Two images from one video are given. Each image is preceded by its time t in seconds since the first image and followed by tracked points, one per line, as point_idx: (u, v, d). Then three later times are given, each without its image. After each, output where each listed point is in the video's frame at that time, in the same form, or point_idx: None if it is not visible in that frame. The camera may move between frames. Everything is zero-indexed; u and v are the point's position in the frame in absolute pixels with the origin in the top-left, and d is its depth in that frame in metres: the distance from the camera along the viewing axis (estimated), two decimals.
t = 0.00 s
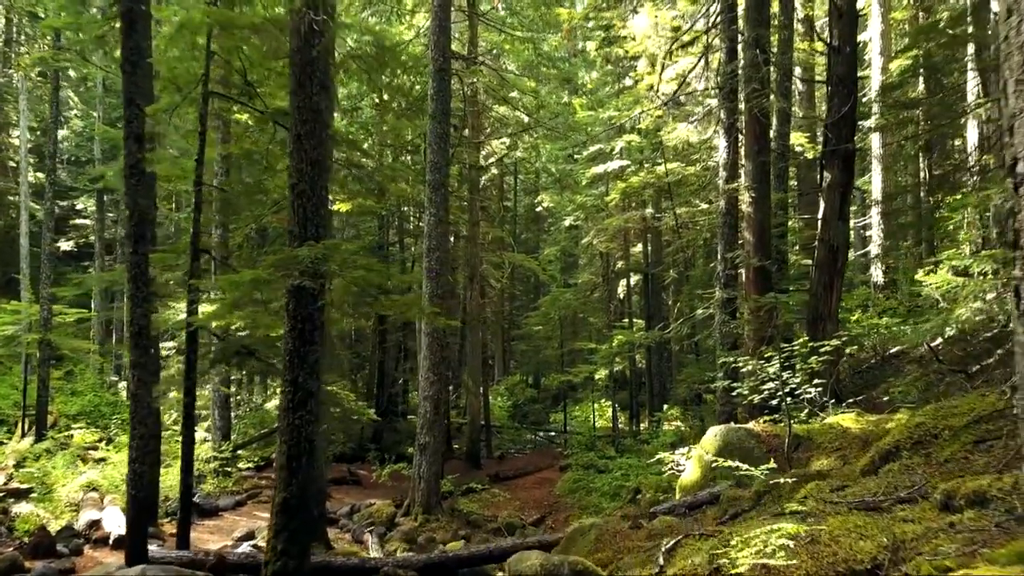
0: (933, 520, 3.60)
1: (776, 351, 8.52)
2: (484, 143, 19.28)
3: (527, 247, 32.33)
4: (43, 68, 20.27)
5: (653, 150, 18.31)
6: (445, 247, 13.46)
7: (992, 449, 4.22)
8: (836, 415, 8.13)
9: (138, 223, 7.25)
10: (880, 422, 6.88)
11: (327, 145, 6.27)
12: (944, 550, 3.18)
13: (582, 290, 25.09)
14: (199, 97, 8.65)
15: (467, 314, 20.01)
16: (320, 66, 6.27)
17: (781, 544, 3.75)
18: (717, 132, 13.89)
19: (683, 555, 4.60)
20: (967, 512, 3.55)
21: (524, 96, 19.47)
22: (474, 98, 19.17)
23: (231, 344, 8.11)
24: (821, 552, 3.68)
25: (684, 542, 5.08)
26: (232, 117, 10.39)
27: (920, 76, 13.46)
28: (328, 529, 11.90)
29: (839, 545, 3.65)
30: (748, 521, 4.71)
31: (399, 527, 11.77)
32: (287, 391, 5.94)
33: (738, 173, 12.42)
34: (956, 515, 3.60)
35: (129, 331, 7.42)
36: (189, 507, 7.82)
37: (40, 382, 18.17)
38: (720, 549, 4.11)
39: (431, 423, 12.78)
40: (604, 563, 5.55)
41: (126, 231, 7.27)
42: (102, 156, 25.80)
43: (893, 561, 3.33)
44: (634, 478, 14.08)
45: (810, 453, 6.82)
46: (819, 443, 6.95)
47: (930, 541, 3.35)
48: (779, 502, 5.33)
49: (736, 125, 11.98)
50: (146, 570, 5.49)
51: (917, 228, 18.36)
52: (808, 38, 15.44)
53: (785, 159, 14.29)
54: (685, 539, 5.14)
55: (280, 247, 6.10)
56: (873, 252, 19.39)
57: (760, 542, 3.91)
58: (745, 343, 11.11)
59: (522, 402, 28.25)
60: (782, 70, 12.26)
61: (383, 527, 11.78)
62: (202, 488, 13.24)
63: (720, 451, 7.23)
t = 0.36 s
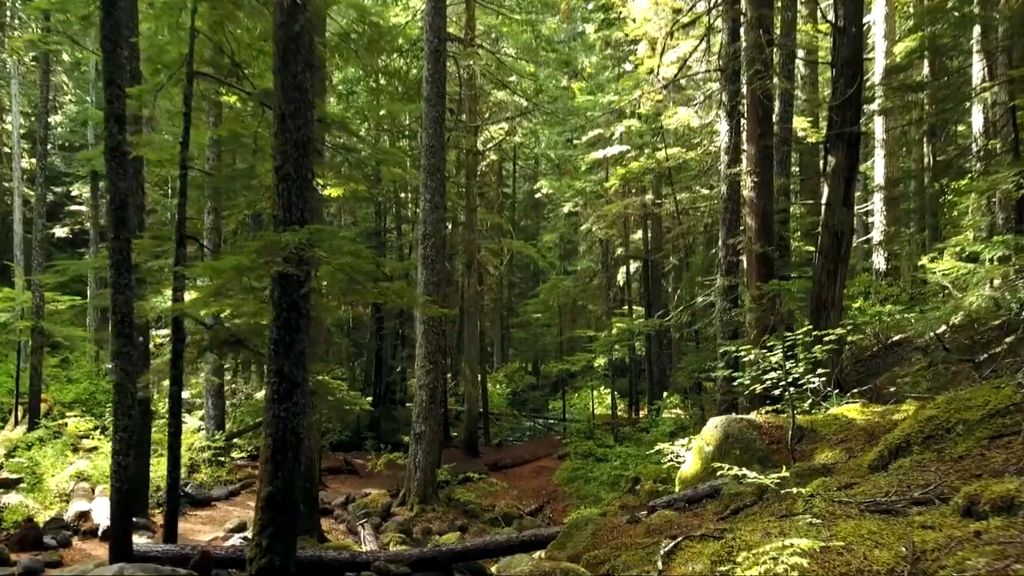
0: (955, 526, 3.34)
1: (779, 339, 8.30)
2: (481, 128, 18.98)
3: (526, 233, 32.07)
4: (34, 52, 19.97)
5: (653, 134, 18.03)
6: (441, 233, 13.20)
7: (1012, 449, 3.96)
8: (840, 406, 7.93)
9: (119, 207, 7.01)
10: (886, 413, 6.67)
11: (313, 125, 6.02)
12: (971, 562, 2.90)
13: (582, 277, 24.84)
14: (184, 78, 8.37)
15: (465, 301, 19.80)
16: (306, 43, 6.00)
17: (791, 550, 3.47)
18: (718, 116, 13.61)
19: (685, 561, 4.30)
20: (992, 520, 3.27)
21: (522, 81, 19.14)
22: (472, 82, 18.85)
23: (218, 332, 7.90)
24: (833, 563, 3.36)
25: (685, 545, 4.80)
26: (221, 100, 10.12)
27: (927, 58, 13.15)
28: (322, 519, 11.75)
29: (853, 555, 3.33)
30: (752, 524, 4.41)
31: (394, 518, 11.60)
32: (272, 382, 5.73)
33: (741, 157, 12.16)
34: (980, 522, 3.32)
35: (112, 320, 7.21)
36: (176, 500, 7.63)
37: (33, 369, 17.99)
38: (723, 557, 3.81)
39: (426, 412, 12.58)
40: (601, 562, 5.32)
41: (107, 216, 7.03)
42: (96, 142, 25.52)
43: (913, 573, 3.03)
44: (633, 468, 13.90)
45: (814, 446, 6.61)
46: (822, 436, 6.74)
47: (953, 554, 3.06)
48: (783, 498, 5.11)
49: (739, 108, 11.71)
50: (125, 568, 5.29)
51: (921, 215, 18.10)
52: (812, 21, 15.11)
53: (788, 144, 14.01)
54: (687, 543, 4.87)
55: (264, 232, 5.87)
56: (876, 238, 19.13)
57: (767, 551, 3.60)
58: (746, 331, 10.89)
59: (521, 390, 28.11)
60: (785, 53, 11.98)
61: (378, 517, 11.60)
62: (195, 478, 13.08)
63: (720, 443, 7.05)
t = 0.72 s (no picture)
0: (978, 535, 3.10)
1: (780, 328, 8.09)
2: (479, 113, 18.68)
3: (525, 220, 31.79)
4: (24, 36, 19.61)
5: (654, 120, 17.74)
6: (437, 220, 12.95)
7: None
8: (843, 396, 7.73)
9: (102, 192, 6.76)
10: (891, 406, 6.47)
11: (299, 107, 5.77)
12: None
13: (581, 265, 24.61)
14: (169, 59, 8.09)
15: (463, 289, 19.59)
16: (290, 20, 5.73)
17: (801, 557, 3.23)
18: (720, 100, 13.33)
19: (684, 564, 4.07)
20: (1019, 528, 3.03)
21: (520, 65, 18.81)
22: (469, 67, 18.53)
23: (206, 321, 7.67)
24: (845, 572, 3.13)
25: (684, 545, 4.58)
26: (209, 82, 9.84)
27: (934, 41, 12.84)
28: (317, 510, 11.59)
29: (868, 565, 3.10)
30: (756, 525, 4.19)
31: (389, 509, 11.45)
32: (257, 373, 5.53)
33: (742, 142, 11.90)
34: (1005, 532, 3.08)
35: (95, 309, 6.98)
36: (163, 493, 7.44)
37: (26, 358, 17.78)
38: (727, 561, 3.57)
39: (422, 402, 12.39)
40: (597, 560, 5.12)
41: (88, 202, 6.79)
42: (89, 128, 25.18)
43: None
44: (632, 458, 13.74)
45: (817, 439, 6.42)
46: (826, 428, 6.55)
47: (980, 568, 2.81)
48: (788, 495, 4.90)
49: (741, 91, 11.43)
50: (103, 567, 5.10)
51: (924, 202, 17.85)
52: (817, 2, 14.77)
53: (791, 129, 13.76)
54: (686, 542, 4.64)
55: (248, 218, 5.64)
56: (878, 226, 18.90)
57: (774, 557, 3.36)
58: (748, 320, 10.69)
59: (520, 378, 27.96)
60: (789, 35, 11.70)
61: (373, 508, 11.44)
62: (187, 469, 12.92)
63: (721, 435, 6.88)
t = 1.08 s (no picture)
0: (1009, 547, 2.85)
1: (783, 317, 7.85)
2: (476, 97, 18.34)
3: (524, 206, 31.49)
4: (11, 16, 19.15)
5: (654, 103, 17.42)
6: (432, 205, 12.66)
7: None
8: (848, 387, 7.50)
9: (79, 176, 6.45)
10: (898, 398, 6.25)
11: (282, 86, 5.49)
12: None
13: (580, 251, 24.34)
14: (151, 38, 7.75)
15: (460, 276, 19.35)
16: None
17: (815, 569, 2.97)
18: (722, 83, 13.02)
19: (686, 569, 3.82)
20: None
21: (518, 47, 18.44)
22: (466, 49, 18.16)
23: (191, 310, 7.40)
24: None
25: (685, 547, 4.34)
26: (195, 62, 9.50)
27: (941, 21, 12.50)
28: (310, 501, 11.40)
29: None
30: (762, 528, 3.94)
31: (384, 500, 11.26)
32: (238, 365, 5.29)
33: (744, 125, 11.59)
34: None
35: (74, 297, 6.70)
36: (147, 487, 7.21)
37: (17, 346, 17.50)
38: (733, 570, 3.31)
39: (418, 391, 12.19)
40: (594, 560, 4.89)
41: (65, 186, 6.48)
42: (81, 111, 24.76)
43: None
44: (631, 447, 13.56)
45: (821, 433, 6.20)
46: (830, 421, 6.33)
47: None
48: (794, 494, 4.67)
49: (744, 73, 11.11)
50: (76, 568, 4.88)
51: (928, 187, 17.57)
52: None
53: (794, 112, 13.45)
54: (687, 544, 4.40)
55: (228, 203, 5.38)
56: (880, 211, 18.63)
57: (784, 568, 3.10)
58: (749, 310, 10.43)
59: (519, 365, 27.79)
60: (793, 14, 11.36)
61: (368, 499, 11.26)
62: (179, 458, 12.70)
63: (723, 427, 6.70)
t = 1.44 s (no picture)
0: None
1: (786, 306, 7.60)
2: (474, 80, 17.99)
3: (524, 191, 31.15)
4: None
5: (654, 87, 17.09)
6: (427, 191, 12.37)
7: None
8: (854, 378, 7.28)
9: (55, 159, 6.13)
10: (906, 390, 6.04)
11: (263, 65, 5.20)
12: None
13: (579, 238, 24.06)
14: (132, 15, 7.41)
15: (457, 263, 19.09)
16: None
17: None
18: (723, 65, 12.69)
19: None
20: None
21: (516, 30, 18.06)
22: (463, 31, 17.78)
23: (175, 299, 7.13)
24: None
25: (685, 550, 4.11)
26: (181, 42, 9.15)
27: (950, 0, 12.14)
28: (303, 491, 11.20)
29: None
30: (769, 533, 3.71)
31: (378, 491, 11.08)
32: (217, 357, 5.04)
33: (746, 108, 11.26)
34: None
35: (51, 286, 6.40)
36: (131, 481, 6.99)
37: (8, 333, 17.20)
38: None
39: (413, 380, 11.97)
40: (591, 561, 4.67)
41: (40, 170, 6.17)
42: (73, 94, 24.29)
43: None
44: (630, 437, 13.37)
45: (826, 426, 5.98)
46: (836, 414, 6.11)
47: None
48: (802, 493, 4.45)
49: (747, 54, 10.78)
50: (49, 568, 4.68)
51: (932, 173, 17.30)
52: None
53: (798, 95, 13.14)
54: (687, 547, 4.17)
55: (205, 187, 5.11)
56: (883, 198, 18.35)
57: None
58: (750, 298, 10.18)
59: (518, 352, 27.60)
60: None
61: (362, 490, 11.07)
62: (172, 449, 12.48)
63: (724, 420, 6.49)
